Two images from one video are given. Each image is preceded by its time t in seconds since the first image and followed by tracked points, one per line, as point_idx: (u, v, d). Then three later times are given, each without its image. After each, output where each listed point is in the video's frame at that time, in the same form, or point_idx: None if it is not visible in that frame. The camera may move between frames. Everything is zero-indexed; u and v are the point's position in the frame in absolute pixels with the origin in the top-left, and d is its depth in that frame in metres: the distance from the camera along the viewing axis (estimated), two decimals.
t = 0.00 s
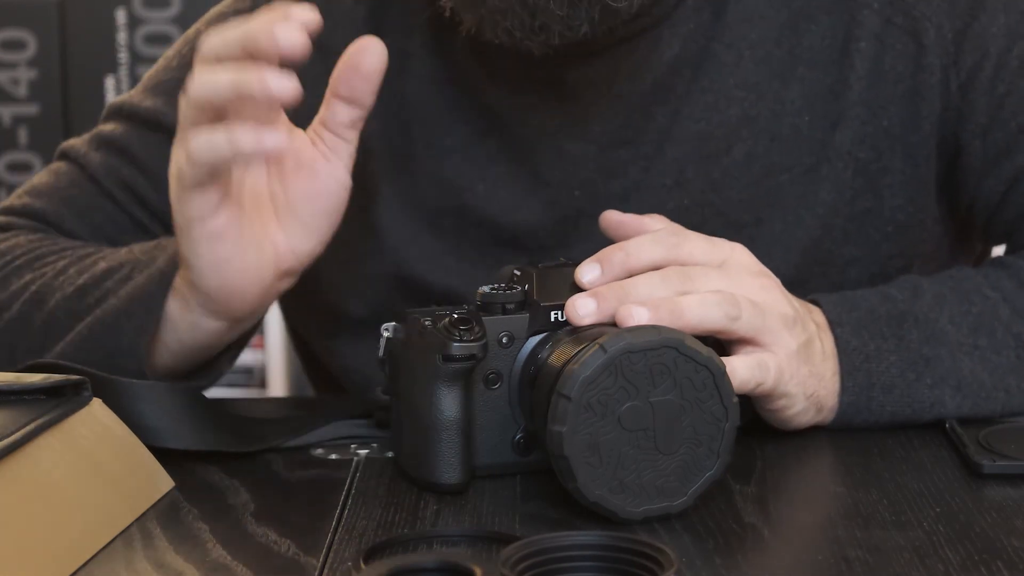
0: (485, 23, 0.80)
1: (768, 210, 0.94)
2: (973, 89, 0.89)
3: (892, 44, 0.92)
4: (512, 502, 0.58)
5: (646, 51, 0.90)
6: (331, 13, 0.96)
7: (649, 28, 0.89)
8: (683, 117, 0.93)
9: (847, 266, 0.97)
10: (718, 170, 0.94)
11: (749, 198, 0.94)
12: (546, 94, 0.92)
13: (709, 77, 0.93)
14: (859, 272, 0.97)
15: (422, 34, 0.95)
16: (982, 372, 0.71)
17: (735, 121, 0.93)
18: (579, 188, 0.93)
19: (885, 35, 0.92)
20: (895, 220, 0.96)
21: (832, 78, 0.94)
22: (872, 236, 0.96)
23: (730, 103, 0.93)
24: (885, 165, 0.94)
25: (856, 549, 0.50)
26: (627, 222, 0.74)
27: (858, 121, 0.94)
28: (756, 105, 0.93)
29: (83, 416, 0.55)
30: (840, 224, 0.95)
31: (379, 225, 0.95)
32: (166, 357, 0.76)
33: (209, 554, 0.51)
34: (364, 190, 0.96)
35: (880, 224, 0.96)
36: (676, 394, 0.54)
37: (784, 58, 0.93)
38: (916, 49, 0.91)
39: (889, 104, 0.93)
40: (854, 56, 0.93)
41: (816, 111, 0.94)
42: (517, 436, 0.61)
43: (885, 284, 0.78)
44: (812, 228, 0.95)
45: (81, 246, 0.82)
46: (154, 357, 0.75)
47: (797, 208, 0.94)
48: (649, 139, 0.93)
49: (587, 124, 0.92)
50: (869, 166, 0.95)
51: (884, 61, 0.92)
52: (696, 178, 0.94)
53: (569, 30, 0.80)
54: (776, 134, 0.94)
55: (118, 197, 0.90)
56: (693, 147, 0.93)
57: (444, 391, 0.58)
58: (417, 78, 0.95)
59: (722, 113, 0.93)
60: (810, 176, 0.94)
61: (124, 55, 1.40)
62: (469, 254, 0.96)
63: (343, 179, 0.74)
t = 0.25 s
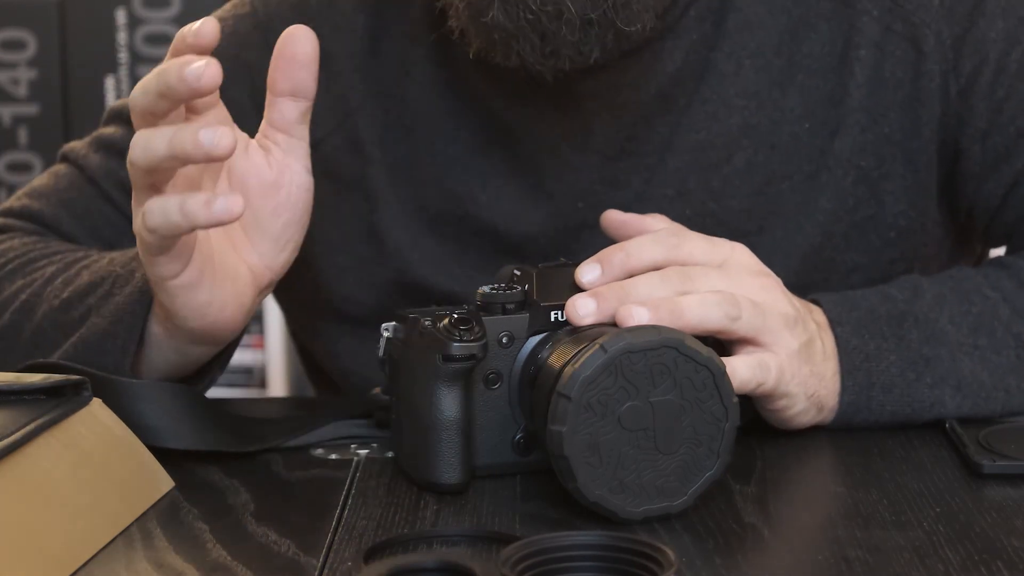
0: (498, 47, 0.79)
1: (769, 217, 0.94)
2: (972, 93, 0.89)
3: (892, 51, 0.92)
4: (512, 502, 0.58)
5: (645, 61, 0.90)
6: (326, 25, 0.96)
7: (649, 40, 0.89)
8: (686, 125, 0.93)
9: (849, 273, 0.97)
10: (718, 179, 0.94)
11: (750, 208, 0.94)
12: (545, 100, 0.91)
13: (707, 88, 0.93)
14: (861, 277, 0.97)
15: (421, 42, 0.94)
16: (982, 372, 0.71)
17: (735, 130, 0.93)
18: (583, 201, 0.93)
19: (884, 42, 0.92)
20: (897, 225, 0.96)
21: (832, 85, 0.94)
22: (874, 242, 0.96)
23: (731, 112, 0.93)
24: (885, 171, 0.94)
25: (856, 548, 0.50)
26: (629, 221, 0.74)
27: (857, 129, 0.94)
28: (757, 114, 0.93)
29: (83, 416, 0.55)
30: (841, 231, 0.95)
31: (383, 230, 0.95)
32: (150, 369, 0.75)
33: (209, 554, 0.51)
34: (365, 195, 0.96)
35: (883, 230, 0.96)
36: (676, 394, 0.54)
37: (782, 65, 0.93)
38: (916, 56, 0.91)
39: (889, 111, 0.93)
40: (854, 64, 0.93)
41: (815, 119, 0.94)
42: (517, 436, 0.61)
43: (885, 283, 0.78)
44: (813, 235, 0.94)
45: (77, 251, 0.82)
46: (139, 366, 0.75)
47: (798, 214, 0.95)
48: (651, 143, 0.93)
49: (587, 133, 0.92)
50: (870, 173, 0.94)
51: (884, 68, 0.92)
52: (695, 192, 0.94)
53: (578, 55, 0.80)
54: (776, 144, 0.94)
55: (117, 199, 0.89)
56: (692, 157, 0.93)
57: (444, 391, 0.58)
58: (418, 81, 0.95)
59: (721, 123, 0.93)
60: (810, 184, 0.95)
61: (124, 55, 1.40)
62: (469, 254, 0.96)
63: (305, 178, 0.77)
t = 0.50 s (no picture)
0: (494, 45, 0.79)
1: (769, 219, 0.94)
2: (972, 93, 0.89)
3: (892, 52, 0.92)
4: (512, 502, 0.58)
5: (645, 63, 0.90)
6: (326, 26, 0.95)
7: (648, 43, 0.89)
8: (687, 127, 0.93)
9: (851, 275, 0.97)
10: (719, 181, 0.94)
11: (749, 210, 0.94)
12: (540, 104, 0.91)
13: (708, 91, 0.93)
14: (861, 277, 0.97)
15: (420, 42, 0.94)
16: (982, 372, 0.71)
17: (735, 134, 0.93)
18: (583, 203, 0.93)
19: (884, 43, 0.92)
20: (898, 226, 0.96)
21: (832, 85, 0.94)
22: (875, 243, 0.96)
23: (731, 113, 0.93)
24: (885, 172, 0.94)
25: (856, 548, 0.50)
26: (630, 220, 0.74)
27: (857, 131, 0.94)
28: (757, 113, 0.93)
29: (83, 416, 0.55)
30: (841, 233, 0.95)
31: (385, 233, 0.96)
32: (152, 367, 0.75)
33: (209, 554, 0.51)
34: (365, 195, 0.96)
35: (883, 231, 0.96)
36: (676, 394, 0.54)
37: (782, 67, 0.93)
38: (916, 57, 0.91)
39: (889, 113, 0.93)
40: (854, 66, 0.92)
41: (815, 121, 0.94)
42: (517, 436, 0.61)
43: (885, 283, 0.78)
44: (813, 237, 0.94)
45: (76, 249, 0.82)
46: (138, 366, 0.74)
47: (799, 214, 0.95)
48: (650, 142, 0.93)
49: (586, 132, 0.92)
50: (871, 175, 0.94)
51: (883, 69, 0.92)
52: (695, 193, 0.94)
53: (576, 52, 0.80)
54: (776, 144, 0.94)
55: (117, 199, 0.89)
56: (692, 158, 0.93)
57: (444, 391, 0.58)
58: (418, 80, 0.94)
59: (721, 125, 0.93)
60: (810, 186, 0.95)
61: (124, 55, 1.40)
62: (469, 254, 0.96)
63: (292, 171, 0.76)
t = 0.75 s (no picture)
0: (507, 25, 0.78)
1: (768, 214, 0.94)
2: (971, 89, 0.89)
3: (892, 47, 0.92)
4: (512, 502, 0.58)
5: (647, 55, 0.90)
6: (325, 20, 0.95)
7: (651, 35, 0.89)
8: (686, 119, 0.93)
9: (848, 271, 0.97)
10: (718, 173, 0.94)
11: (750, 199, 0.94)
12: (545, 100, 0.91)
13: (708, 79, 0.93)
14: (860, 275, 0.97)
15: (421, 39, 0.94)
16: (982, 372, 0.71)
17: (733, 125, 0.93)
18: (580, 190, 0.93)
19: (884, 38, 0.92)
20: (896, 223, 0.96)
21: (832, 82, 0.94)
22: (873, 240, 0.96)
23: (731, 105, 0.93)
24: (885, 168, 0.94)
25: (855, 548, 0.50)
26: (632, 219, 0.74)
27: (857, 125, 0.93)
28: (757, 109, 0.93)
29: (83, 416, 0.55)
30: (840, 228, 0.95)
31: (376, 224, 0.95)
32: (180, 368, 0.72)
33: (209, 554, 0.51)
34: (364, 194, 0.95)
35: (882, 228, 0.96)
36: (676, 394, 0.54)
37: (783, 64, 0.93)
38: (916, 53, 0.91)
39: (889, 108, 0.93)
40: (854, 60, 0.93)
41: (815, 115, 0.94)
42: (517, 436, 0.61)
43: (886, 283, 0.78)
44: (812, 236, 0.94)
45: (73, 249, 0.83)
46: (168, 369, 0.72)
47: (798, 211, 0.95)
48: (650, 141, 0.93)
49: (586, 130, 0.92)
50: (870, 170, 0.94)
51: (884, 63, 0.92)
52: (694, 189, 0.94)
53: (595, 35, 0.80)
54: (776, 139, 0.94)
55: (111, 193, 0.89)
56: (692, 157, 0.93)
57: (444, 391, 0.58)
58: (419, 77, 0.94)
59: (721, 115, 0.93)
60: (810, 180, 0.95)
61: (124, 55, 1.40)
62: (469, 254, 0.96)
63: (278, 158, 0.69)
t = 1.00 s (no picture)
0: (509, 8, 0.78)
1: (768, 211, 0.94)
2: (972, 89, 0.89)
3: (892, 45, 0.92)
4: (512, 502, 0.58)
5: (645, 51, 0.91)
6: (329, 16, 0.94)
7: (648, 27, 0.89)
8: (684, 114, 0.93)
9: (848, 269, 0.97)
10: (717, 167, 0.94)
11: (750, 195, 0.94)
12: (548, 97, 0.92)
13: (708, 74, 0.93)
14: (860, 273, 0.97)
15: (421, 38, 0.94)
16: (983, 372, 0.71)
17: (733, 121, 0.93)
18: (580, 186, 0.93)
19: (883, 36, 0.92)
20: (895, 221, 0.96)
21: (831, 80, 0.94)
22: (872, 238, 0.96)
23: (730, 101, 0.93)
24: (885, 166, 0.94)
25: (856, 549, 0.50)
26: (632, 219, 0.74)
27: (857, 123, 0.93)
28: (756, 106, 0.93)
29: (83, 416, 0.55)
30: (841, 224, 0.95)
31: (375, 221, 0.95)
32: (191, 374, 0.74)
33: (209, 554, 0.51)
34: (363, 193, 0.95)
35: (881, 226, 0.96)
36: (676, 394, 0.54)
37: (783, 62, 0.93)
38: (915, 52, 0.91)
39: (889, 106, 0.93)
40: (853, 58, 0.92)
41: (816, 111, 0.94)
42: (517, 436, 0.61)
43: (886, 282, 0.78)
44: (810, 235, 0.94)
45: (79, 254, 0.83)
46: (178, 373, 0.74)
47: (797, 208, 0.95)
48: (650, 140, 0.93)
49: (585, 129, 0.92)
50: (870, 167, 0.94)
51: (884, 62, 0.92)
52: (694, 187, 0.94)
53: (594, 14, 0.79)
54: (776, 135, 0.94)
55: (114, 193, 0.89)
56: (691, 156, 0.93)
57: (444, 391, 0.58)
58: (420, 74, 0.95)
59: (720, 110, 0.93)
60: (810, 177, 0.94)
61: (124, 55, 1.40)
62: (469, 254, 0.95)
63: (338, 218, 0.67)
